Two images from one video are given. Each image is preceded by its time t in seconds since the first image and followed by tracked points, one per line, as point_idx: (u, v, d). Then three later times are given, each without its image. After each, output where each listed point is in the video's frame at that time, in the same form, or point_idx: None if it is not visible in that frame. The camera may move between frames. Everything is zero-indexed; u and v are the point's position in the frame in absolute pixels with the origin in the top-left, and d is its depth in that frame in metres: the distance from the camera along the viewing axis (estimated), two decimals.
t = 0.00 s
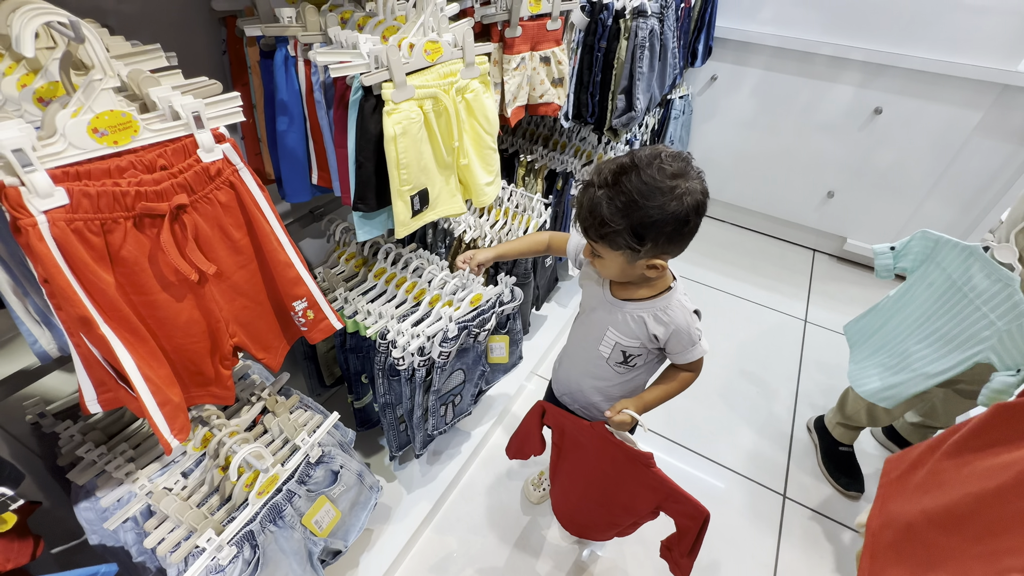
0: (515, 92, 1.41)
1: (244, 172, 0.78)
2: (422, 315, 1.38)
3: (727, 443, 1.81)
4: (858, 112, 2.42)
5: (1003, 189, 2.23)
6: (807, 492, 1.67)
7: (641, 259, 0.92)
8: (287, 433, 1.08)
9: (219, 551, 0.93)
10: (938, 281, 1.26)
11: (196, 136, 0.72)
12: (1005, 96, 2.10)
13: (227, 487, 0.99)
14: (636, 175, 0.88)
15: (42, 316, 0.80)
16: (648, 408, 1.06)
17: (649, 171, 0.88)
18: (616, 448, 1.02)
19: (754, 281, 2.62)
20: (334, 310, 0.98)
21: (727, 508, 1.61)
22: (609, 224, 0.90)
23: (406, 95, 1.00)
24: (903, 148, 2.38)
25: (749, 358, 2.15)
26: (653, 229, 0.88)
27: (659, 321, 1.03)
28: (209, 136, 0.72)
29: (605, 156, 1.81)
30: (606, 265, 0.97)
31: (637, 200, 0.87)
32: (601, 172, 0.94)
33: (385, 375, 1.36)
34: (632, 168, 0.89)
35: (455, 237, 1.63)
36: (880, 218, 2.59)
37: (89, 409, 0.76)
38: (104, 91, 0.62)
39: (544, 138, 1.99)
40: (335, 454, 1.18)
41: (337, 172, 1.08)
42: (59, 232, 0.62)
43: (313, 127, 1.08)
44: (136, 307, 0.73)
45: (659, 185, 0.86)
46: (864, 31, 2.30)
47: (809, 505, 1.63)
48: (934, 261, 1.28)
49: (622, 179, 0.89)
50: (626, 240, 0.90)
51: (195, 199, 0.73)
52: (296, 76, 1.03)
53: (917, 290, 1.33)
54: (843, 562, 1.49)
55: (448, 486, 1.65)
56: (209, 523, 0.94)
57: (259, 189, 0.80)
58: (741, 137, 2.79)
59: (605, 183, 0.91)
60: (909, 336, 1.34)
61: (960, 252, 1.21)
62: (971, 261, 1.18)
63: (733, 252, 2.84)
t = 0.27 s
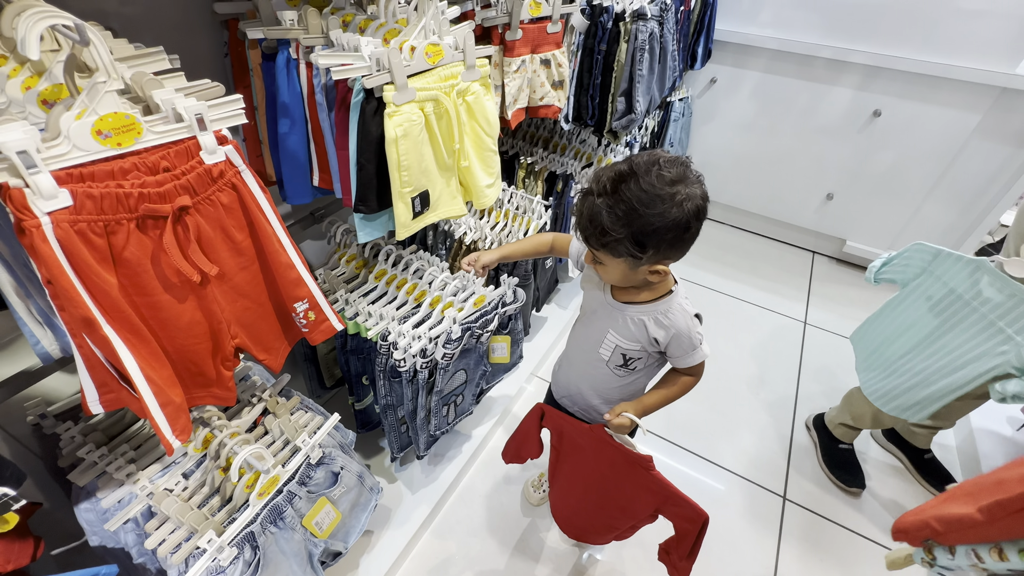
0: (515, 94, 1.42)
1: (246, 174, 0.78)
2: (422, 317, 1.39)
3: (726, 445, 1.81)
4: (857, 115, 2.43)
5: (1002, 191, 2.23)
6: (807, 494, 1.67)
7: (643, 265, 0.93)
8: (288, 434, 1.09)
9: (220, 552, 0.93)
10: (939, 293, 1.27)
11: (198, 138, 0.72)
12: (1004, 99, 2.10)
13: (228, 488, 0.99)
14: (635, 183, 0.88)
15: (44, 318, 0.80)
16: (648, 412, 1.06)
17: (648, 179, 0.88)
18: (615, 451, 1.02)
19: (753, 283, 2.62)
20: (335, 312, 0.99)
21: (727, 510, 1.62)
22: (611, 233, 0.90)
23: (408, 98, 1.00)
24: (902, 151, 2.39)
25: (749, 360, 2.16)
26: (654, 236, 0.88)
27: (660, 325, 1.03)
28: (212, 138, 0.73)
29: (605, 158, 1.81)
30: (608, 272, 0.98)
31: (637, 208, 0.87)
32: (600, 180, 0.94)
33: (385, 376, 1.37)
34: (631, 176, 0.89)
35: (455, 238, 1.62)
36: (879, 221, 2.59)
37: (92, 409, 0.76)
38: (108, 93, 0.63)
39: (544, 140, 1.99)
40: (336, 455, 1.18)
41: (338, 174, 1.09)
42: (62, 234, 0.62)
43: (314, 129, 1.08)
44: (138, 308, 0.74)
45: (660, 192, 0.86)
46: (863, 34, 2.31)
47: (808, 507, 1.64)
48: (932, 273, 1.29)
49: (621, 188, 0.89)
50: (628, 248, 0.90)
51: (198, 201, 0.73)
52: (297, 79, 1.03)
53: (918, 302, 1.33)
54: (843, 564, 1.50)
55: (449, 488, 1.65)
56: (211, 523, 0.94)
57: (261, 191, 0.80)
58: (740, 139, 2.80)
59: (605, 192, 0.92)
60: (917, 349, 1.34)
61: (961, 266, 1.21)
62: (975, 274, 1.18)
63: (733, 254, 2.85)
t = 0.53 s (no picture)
0: (516, 95, 1.42)
1: (249, 173, 0.79)
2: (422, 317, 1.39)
3: (725, 445, 1.82)
4: (856, 117, 2.44)
5: (1000, 193, 2.24)
6: (805, 494, 1.68)
7: (644, 269, 0.93)
8: (288, 433, 1.09)
9: (220, 550, 0.94)
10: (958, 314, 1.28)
11: (201, 137, 0.73)
12: (1003, 100, 2.11)
13: (229, 486, 1.00)
14: (633, 189, 0.88)
15: (47, 316, 0.81)
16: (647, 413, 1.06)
17: (646, 185, 0.88)
18: (615, 453, 1.02)
19: (752, 284, 2.63)
20: (335, 311, 0.99)
21: (725, 510, 1.62)
22: (612, 240, 0.91)
23: (409, 98, 1.01)
24: (901, 153, 2.40)
25: (748, 360, 2.16)
26: (654, 241, 0.89)
27: (660, 326, 1.04)
28: (215, 137, 0.73)
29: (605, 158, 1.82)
30: (609, 275, 0.99)
31: (637, 215, 0.87)
32: (597, 186, 0.94)
33: (385, 375, 1.37)
34: (630, 184, 0.89)
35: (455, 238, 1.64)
36: (878, 222, 2.61)
37: (94, 407, 0.76)
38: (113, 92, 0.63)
39: (544, 141, 2.00)
40: (336, 454, 1.18)
41: (339, 173, 1.09)
42: (67, 231, 0.62)
43: (315, 129, 1.09)
44: (141, 306, 0.74)
45: (659, 198, 0.86)
46: (862, 36, 2.31)
47: (807, 507, 1.64)
48: (949, 293, 1.30)
49: (620, 195, 0.89)
50: (628, 253, 0.91)
51: (201, 200, 0.74)
52: (299, 79, 1.04)
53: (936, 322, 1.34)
54: (840, 563, 1.50)
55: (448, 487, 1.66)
56: (211, 521, 0.94)
57: (263, 190, 0.81)
58: (739, 140, 2.81)
59: (604, 198, 0.92)
60: (940, 369, 1.35)
61: (979, 287, 1.22)
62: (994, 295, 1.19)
63: (732, 255, 2.86)
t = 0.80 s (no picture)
0: (516, 96, 1.43)
1: (252, 172, 0.80)
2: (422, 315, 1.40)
3: (723, 445, 1.83)
4: (853, 119, 2.45)
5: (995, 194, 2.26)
6: (803, 493, 1.69)
7: (647, 274, 0.94)
8: (289, 430, 1.09)
9: (222, 546, 0.94)
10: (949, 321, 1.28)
11: (205, 135, 0.73)
12: (998, 103, 2.13)
13: (229, 483, 1.00)
14: (632, 198, 0.88)
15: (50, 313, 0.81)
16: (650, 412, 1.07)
17: (645, 194, 0.88)
18: (616, 452, 1.03)
19: (751, 285, 2.64)
20: (337, 309, 1.00)
21: (723, 509, 1.63)
22: (615, 249, 0.91)
23: (410, 98, 1.02)
24: (898, 154, 2.41)
25: (747, 361, 2.17)
26: (655, 248, 0.89)
27: (661, 323, 1.04)
28: (218, 135, 0.74)
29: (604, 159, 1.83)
30: (613, 280, 0.99)
31: (638, 224, 0.87)
32: (597, 195, 0.94)
33: (385, 374, 1.38)
34: (628, 193, 0.89)
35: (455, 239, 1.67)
36: (875, 224, 2.62)
37: (97, 403, 0.77)
38: (118, 90, 0.64)
39: (544, 141, 2.01)
40: (336, 452, 1.18)
41: (340, 172, 1.10)
42: (72, 228, 0.63)
43: (317, 128, 1.10)
44: (144, 302, 0.75)
45: (660, 206, 0.87)
46: (859, 39, 2.33)
47: (804, 506, 1.65)
48: (937, 299, 1.29)
49: (619, 204, 0.89)
50: (632, 261, 0.92)
51: (204, 197, 0.74)
52: (300, 79, 1.05)
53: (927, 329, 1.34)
54: (838, 562, 1.51)
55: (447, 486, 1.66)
56: (213, 517, 0.94)
57: (265, 188, 0.81)
58: (738, 142, 2.82)
59: (604, 208, 0.92)
60: (935, 373, 1.36)
61: (970, 293, 1.21)
62: (986, 302, 1.19)
63: (730, 255, 2.87)
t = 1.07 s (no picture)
0: (513, 95, 1.44)
1: (251, 169, 0.80)
2: (420, 313, 1.40)
3: (719, 443, 1.84)
4: (847, 120, 2.47)
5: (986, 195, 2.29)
6: (797, 491, 1.70)
7: (662, 268, 0.95)
8: (287, 427, 1.09)
9: (220, 543, 0.94)
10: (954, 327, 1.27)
11: (205, 132, 0.74)
12: (989, 104, 2.15)
13: (227, 479, 1.00)
14: (657, 194, 0.88)
15: (48, 309, 0.81)
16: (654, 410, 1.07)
17: (668, 189, 0.88)
18: (619, 450, 1.04)
19: (746, 285, 2.66)
20: (335, 306, 1.00)
21: (718, 506, 1.65)
22: (634, 247, 0.90)
23: (408, 96, 1.02)
24: (891, 155, 2.43)
25: (742, 360, 2.19)
26: (676, 244, 0.90)
27: (656, 316, 1.04)
28: (218, 132, 0.74)
29: (601, 159, 1.84)
30: (622, 275, 0.99)
31: (665, 219, 0.87)
32: (614, 189, 0.93)
33: (382, 372, 1.38)
34: (653, 189, 0.89)
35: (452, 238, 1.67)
36: (868, 224, 2.64)
37: (95, 400, 0.77)
38: (118, 85, 0.64)
39: (541, 141, 2.01)
40: (334, 449, 1.19)
41: (338, 171, 1.10)
42: (72, 223, 0.63)
43: (315, 126, 1.10)
44: (143, 298, 0.75)
45: (683, 202, 0.88)
46: (854, 40, 2.35)
47: (798, 504, 1.67)
48: (941, 311, 1.27)
49: (641, 198, 0.89)
50: (651, 257, 0.92)
51: (203, 194, 0.75)
52: (299, 77, 1.06)
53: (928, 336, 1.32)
54: (832, 559, 1.53)
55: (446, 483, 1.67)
56: (211, 514, 0.94)
57: (264, 184, 0.81)
58: (733, 143, 2.84)
59: (624, 201, 0.91)
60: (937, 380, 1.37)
61: (974, 302, 1.21)
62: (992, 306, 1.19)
63: (725, 255, 2.89)
